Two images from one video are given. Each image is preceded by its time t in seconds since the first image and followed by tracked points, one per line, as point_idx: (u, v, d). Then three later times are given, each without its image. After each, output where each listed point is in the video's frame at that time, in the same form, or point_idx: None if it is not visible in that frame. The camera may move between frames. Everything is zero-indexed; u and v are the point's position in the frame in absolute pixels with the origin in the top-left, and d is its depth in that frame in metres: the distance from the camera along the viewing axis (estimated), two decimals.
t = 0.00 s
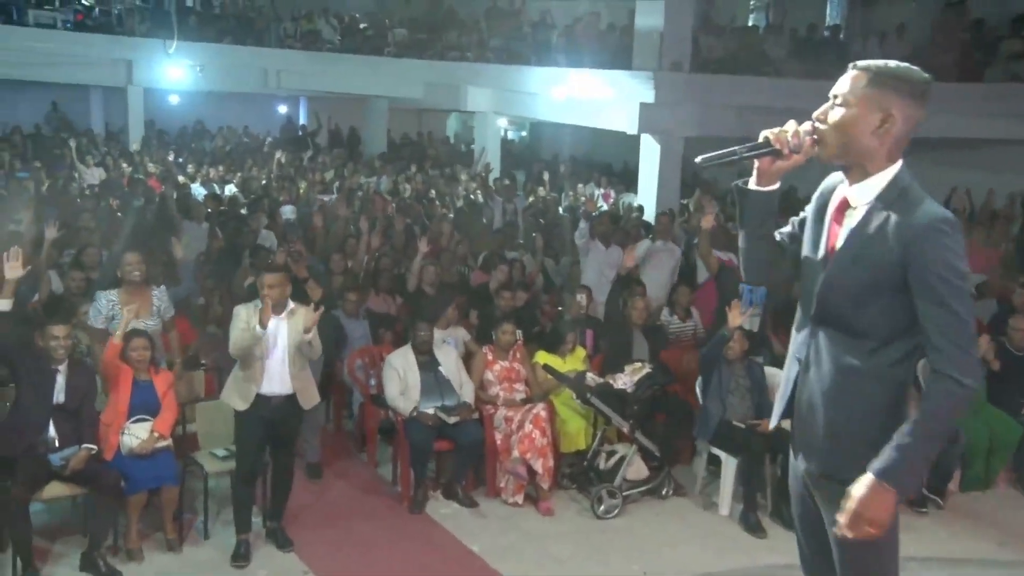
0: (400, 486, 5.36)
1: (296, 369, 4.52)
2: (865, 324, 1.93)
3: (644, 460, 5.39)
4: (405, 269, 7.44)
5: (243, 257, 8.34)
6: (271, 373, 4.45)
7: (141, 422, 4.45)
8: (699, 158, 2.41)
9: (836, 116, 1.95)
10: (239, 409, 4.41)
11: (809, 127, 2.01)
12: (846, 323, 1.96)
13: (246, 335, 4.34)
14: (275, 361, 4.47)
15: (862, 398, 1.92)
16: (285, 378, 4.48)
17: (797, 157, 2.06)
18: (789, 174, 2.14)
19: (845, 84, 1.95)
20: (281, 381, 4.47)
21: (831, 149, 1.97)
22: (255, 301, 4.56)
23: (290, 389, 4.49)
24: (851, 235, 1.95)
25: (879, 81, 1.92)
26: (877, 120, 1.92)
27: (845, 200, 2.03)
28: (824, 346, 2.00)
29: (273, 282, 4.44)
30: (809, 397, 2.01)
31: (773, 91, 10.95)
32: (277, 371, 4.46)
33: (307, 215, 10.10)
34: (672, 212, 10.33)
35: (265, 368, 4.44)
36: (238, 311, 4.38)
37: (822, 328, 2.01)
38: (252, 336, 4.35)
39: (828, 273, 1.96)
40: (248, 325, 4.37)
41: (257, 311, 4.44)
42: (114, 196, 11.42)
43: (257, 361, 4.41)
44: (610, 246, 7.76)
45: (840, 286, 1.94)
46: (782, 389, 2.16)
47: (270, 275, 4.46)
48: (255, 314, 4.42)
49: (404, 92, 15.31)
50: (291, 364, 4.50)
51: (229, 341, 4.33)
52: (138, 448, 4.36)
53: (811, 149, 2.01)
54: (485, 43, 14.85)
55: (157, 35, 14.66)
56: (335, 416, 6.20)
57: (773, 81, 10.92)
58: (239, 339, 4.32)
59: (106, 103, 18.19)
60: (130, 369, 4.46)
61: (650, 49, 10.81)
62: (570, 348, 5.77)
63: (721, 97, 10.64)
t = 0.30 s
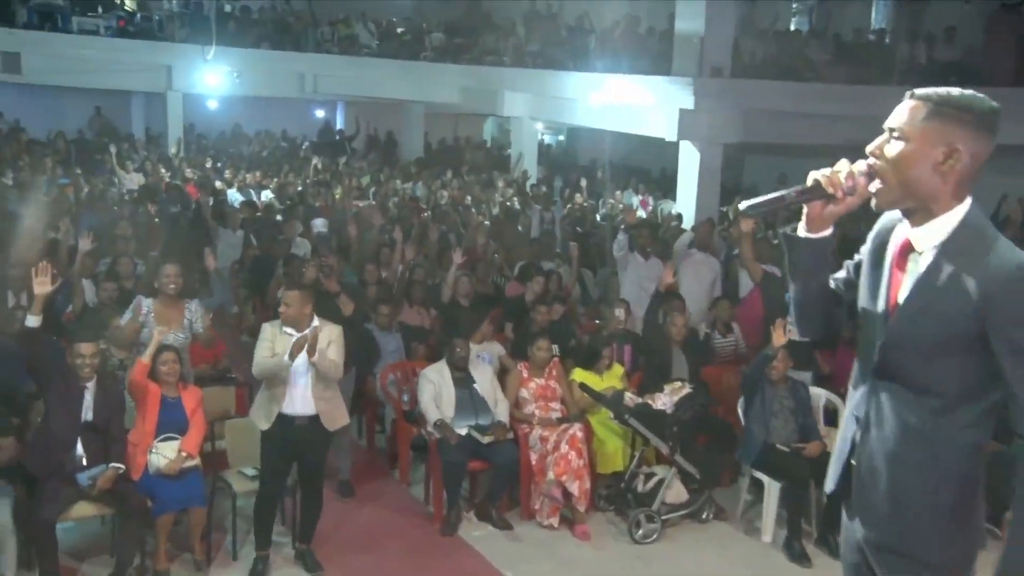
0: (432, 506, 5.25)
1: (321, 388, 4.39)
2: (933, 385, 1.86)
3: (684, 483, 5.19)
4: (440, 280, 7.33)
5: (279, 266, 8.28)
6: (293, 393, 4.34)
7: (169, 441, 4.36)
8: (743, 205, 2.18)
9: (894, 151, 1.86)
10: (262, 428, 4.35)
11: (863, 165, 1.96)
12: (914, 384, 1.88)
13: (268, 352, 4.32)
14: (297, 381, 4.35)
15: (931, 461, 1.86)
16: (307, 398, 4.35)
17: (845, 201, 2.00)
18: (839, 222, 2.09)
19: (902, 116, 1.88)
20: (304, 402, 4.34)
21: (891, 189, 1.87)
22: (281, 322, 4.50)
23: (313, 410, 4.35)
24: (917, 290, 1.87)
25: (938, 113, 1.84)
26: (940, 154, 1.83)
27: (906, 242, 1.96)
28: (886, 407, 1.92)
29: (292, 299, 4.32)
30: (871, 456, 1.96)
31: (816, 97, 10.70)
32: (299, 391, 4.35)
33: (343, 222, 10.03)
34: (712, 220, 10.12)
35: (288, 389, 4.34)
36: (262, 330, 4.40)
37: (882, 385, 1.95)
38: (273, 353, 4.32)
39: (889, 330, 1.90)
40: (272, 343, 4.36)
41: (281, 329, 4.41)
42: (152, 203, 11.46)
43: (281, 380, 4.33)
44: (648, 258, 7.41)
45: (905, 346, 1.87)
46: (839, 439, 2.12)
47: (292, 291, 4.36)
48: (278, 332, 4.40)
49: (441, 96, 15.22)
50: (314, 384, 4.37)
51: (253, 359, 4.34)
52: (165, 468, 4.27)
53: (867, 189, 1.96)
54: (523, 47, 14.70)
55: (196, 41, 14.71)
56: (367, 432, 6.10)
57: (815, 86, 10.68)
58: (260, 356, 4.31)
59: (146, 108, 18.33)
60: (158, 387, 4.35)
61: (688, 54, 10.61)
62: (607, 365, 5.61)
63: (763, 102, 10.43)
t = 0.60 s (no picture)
0: (463, 526, 5.12)
1: (340, 409, 4.27)
2: (1010, 454, 1.74)
3: (724, 506, 5.02)
4: (473, 289, 7.20)
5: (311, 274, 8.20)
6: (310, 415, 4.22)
7: (196, 460, 4.25)
8: (798, 256, 2.05)
9: (970, 197, 1.74)
10: (281, 451, 4.23)
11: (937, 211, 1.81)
12: (989, 454, 1.77)
13: (284, 373, 4.18)
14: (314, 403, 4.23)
15: (1014, 537, 1.74)
16: (326, 420, 4.24)
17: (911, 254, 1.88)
18: (906, 274, 1.98)
19: (977, 157, 1.75)
20: (322, 424, 4.23)
21: (966, 233, 1.77)
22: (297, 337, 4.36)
23: (332, 432, 4.25)
24: (994, 348, 1.76)
25: (1018, 152, 1.73)
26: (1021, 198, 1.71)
27: (979, 293, 1.84)
28: (960, 482, 1.81)
29: (310, 318, 4.15)
30: (944, 534, 1.84)
31: (859, 101, 10.40)
32: (317, 413, 4.23)
33: (376, 228, 9.93)
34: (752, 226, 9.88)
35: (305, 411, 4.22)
36: (278, 348, 4.24)
37: (949, 458, 1.84)
38: (290, 374, 4.18)
39: (961, 401, 1.79)
40: (288, 363, 4.21)
41: (298, 348, 4.25)
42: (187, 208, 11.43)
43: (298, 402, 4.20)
44: (687, 270, 7.12)
45: (979, 416, 1.76)
46: (900, 511, 2.04)
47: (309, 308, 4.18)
48: (295, 351, 4.23)
49: (476, 99, 15.09)
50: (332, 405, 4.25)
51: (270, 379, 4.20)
52: (191, 490, 4.18)
53: (937, 236, 1.81)
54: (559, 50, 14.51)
55: (231, 45, 14.73)
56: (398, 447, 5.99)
57: (860, 89, 10.40)
58: (277, 377, 4.17)
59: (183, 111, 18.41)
60: (186, 405, 4.24)
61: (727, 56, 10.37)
62: (644, 383, 5.44)
63: (804, 106, 10.17)
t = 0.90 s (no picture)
0: (499, 550, 5.00)
1: (364, 432, 4.18)
2: None
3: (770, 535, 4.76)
4: (509, 301, 7.06)
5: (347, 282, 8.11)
6: (331, 439, 4.12)
7: (225, 483, 4.15)
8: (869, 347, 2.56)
9: None
10: (303, 479, 4.12)
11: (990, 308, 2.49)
12: None
13: (304, 398, 4.08)
14: (334, 427, 4.13)
15: None
16: (348, 443, 4.14)
17: (991, 341, 2.59)
18: (983, 355, 2.77)
19: None
20: (345, 447, 4.13)
21: None
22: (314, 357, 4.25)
23: (355, 456, 4.14)
24: None
25: None
26: None
27: None
28: None
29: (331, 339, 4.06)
30: None
31: (909, 105, 10.09)
32: (339, 437, 4.13)
33: (413, 233, 9.83)
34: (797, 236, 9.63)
35: (327, 437, 4.12)
36: (296, 371, 4.14)
37: None
38: (311, 399, 4.08)
39: None
40: (306, 387, 4.11)
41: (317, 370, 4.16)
42: (225, 214, 11.39)
43: (318, 427, 4.10)
44: (731, 284, 6.85)
45: None
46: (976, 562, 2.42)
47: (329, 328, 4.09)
48: (314, 374, 4.14)
49: (514, 102, 14.93)
50: (354, 428, 4.15)
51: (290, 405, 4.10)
52: (220, 513, 4.08)
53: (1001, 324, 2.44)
54: (599, 53, 14.27)
55: (269, 49, 14.71)
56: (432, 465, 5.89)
57: (909, 94, 10.08)
58: (296, 402, 4.07)
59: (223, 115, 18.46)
60: (214, 427, 4.11)
61: (771, 60, 10.12)
62: (686, 404, 5.28)
63: (851, 111, 9.89)
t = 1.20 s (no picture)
0: None
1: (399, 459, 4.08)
2: None
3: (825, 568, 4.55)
4: (553, 314, 6.88)
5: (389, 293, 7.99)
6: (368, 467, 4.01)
7: (259, 509, 4.01)
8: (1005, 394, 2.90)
9: None
10: (336, 510, 3.97)
11: None
12: None
13: (336, 428, 3.96)
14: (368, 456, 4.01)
15: None
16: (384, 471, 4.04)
17: None
18: None
19: None
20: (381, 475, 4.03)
21: None
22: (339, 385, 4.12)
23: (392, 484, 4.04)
24: None
25: None
26: None
27: None
28: None
29: (365, 364, 3.96)
30: None
31: (970, 110, 9.72)
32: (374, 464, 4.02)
33: (455, 242, 9.69)
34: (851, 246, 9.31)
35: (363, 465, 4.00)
36: (325, 401, 4.00)
37: None
38: (343, 428, 3.97)
39: None
40: (338, 416, 3.99)
41: (347, 397, 4.04)
42: (268, 221, 11.34)
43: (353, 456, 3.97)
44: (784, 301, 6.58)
45: None
46: None
47: (361, 352, 3.99)
48: (345, 401, 4.02)
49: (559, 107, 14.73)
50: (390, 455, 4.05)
51: (320, 436, 3.97)
52: (254, 541, 3.94)
53: None
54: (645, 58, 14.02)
55: (314, 55, 14.70)
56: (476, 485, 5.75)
57: (970, 98, 9.70)
58: (328, 435, 3.93)
59: (269, 120, 18.51)
60: (248, 450, 3.99)
61: (825, 64, 9.81)
62: (739, 428, 5.04)
63: (909, 117, 9.55)
